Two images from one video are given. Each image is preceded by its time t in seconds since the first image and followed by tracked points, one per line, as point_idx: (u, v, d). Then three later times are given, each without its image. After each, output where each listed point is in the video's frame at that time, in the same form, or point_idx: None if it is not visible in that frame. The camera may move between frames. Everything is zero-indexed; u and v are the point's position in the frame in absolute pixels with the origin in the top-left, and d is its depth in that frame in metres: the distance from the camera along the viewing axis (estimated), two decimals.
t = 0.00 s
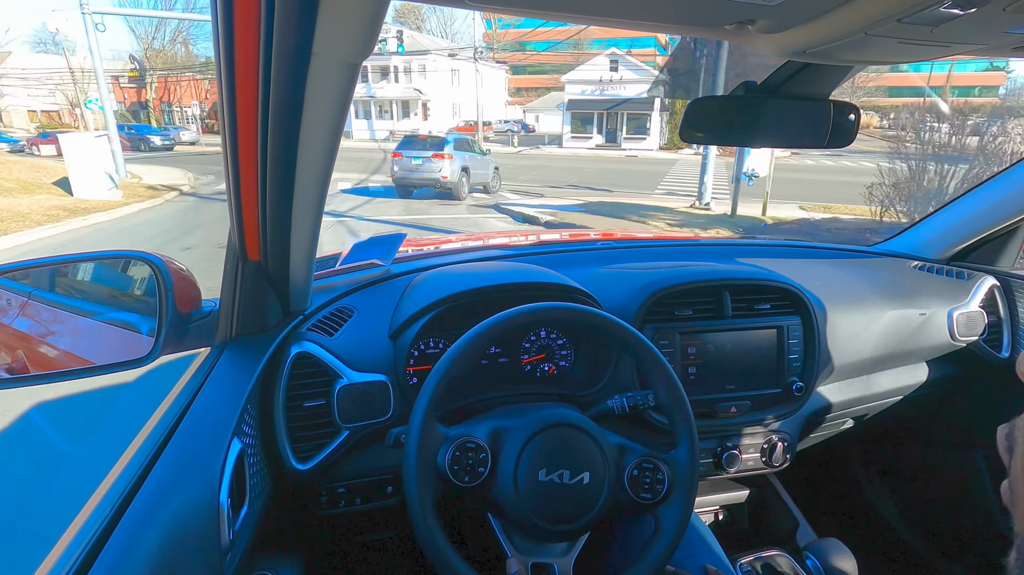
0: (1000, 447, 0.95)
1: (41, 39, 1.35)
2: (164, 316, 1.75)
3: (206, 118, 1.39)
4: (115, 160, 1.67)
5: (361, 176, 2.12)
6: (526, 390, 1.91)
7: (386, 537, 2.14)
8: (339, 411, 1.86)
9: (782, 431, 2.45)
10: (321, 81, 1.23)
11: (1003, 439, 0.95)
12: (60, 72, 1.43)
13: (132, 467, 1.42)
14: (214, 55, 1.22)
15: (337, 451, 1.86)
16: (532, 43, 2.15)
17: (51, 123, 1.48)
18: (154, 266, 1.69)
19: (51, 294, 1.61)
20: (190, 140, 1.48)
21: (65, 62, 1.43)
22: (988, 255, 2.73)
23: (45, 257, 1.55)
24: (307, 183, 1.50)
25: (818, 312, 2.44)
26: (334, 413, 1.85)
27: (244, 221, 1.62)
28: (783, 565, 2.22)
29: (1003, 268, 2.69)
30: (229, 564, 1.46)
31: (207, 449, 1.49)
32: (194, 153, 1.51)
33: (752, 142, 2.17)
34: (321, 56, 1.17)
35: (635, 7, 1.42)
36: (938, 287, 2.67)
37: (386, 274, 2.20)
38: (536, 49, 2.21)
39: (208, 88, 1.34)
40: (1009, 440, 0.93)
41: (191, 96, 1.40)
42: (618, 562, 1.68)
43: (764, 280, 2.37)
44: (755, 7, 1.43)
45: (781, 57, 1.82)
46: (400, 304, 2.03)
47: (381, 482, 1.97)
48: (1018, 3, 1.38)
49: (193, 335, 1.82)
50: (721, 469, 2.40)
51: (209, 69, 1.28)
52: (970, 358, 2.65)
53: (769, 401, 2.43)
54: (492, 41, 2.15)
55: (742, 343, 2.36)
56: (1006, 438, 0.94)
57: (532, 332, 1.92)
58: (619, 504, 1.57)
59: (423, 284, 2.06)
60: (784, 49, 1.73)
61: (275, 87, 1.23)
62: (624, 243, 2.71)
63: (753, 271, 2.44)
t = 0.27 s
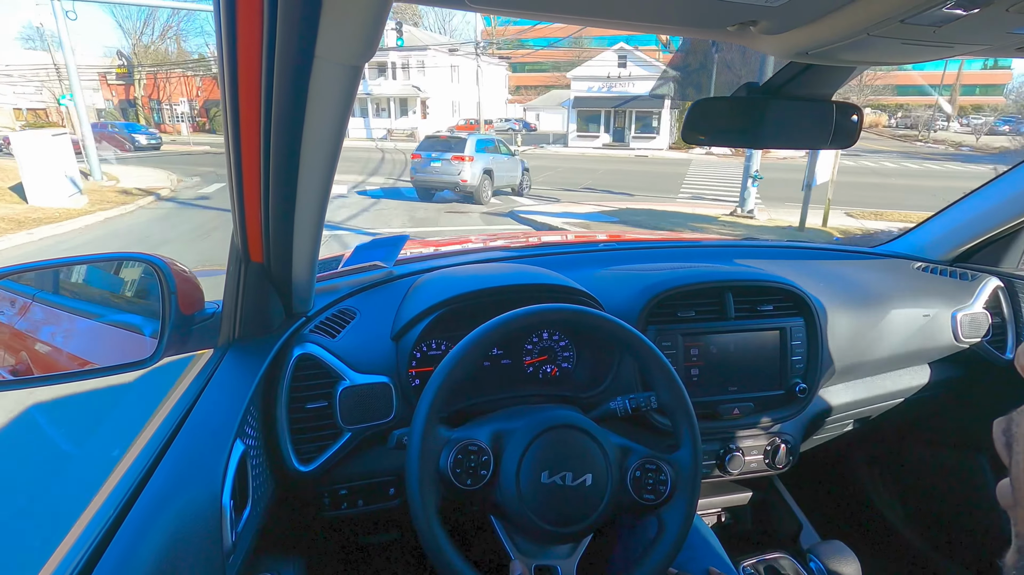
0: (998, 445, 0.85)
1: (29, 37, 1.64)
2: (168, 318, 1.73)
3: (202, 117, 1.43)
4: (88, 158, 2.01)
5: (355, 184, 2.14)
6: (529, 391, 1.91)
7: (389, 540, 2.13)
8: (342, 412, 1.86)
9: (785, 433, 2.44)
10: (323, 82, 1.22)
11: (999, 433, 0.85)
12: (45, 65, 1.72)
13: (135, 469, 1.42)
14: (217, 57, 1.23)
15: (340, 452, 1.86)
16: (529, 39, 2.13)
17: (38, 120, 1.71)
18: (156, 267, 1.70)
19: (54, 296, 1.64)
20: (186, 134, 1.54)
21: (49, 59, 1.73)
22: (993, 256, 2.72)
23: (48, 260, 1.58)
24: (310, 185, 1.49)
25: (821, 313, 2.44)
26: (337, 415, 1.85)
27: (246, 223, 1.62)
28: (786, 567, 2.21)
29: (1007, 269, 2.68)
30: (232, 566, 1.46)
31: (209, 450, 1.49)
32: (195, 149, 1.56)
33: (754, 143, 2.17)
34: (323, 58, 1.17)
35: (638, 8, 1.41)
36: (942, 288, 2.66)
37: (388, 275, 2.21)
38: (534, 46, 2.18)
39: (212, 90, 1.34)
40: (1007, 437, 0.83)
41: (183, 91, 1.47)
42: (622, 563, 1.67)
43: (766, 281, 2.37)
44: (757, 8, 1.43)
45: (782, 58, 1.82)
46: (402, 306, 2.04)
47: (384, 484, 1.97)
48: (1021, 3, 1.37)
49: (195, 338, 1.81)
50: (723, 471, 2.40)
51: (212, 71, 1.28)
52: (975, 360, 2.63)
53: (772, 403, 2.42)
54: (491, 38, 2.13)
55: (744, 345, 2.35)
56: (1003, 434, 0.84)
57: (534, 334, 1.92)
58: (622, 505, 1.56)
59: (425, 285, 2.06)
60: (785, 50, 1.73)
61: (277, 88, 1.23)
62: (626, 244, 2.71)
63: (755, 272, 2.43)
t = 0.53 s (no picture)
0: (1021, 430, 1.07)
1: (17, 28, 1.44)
2: (170, 318, 1.74)
3: (192, 114, 1.48)
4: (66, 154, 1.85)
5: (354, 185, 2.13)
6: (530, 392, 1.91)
7: (389, 540, 2.13)
8: (343, 413, 1.86)
9: (787, 435, 2.43)
10: (326, 82, 1.23)
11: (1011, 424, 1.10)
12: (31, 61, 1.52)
13: (136, 469, 1.42)
14: (220, 57, 1.23)
15: (341, 453, 1.86)
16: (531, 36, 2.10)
17: (24, 117, 1.33)
18: (160, 269, 1.71)
19: (56, 296, 1.62)
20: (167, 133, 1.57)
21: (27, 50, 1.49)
22: (998, 256, 2.73)
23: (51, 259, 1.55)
24: (312, 185, 1.50)
25: (823, 315, 2.43)
26: (338, 415, 1.85)
27: (249, 223, 1.62)
28: (787, 569, 2.21)
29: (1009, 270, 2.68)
30: (233, 566, 1.46)
31: (210, 451, 1.49)
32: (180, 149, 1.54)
33: (756, 145, 2.16)
34: (326, 59, 1.17)
35: (640, 8, 1.41)
36: (944, 289, 2.66)
37: (389, 276, 2.21)
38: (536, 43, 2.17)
39: (215, 90, 1.34)
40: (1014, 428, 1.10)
41: (168, 88, 1.51)
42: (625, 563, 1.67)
43: (768, 283, 2.36)
44: (759, 8, 1.43)
45: (785, 59, 1.81)
46: (404, 306, 2.04)
47: (385, 484, 1.97)
48: None
49: (197, 337, 1.81)
50: (725, 473, 2.40)
51: (215, 71, 1.28)
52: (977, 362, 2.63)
53: (773, 404, 2.42)
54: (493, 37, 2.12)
55: (746, 346, 2.35)
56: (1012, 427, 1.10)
57: (536, 335, 1.92)
58: (623, 504, 1.56)
59: (426, 286, 2.06)
60: (788, 51, 1.73)
61: (280, 88, 1.23)
62: (628, 246, 2.70)
63: (757, 274, 2.43)
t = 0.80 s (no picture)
0: None
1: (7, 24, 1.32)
2: (172, 318, 1.74)
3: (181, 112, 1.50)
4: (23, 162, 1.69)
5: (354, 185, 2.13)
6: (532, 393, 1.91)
7: (390, 541, 2.13)
8: (345, 413, 1.86)
9: (789, 434, 2.43)
10: (327, 83, 1.23)
11: None
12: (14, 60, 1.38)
13: (138, 471, 1.43)
14: (221, 58, 1.23)
15: (343, 453, 1.86)
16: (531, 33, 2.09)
17: None
18: (160, 269, 1.71)
19: (58, 296, 1.63)
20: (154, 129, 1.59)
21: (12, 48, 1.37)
22: (999, 256, 2.72)
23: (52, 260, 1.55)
24: (314, 185, 1.50)
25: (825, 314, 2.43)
26: (340, 415, 1.86)
27: (250, 223, 1.63)
28: (789, 568, 2.20)
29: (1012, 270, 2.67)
30: (235, 566, 1.46)
31: (212, 451, 1.49)
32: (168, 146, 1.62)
33: (757, 144, 2.16)
34: (327, 60, 1.17)
35: (643, 8, 1.41)
36: (946, 288, 2.65)
37: (390, 276, 2.21)
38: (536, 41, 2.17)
39: (216, 92, 1.34)
40: None
41: (155, 83, 1.54)
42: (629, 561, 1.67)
43: (770, 282, 2.36)
44: (760, 7, 1.42)
45: (787, 58, 1.81)
46: (405, 307, 2.04)
47: (387, 484, 1.97)
48: None
49: (199, 338, 1.82)
50: (726, 473, 2.40)
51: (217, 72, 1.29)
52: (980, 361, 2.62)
53: (775, 404, 2.42)
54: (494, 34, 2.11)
55: (748, 346, 2.35)
56: None
57: (537, 335, 1.92)
58: (626, 501, 1.56)
59: (427, 286, 2.06)
60: (789, 50, 1.73)
61: (281, 88, 1.24)
62: (629, 245, 2.70)
63: (758, 273, 2.43)
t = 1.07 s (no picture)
0: None
1: None
2: (174, 319, 1.74)
3: (171, 110, 1.69)
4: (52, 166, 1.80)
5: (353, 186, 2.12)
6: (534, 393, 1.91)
7: (391, 542, 2.13)
8: (346, 413, 1.86)
9: (791, 435, 2.43)
10: (328, 84, 1.23)
11: None
12: None
13: (140, 472, 1.43)
14: (224, 60, 1.23)
15: (344, 454, 1.86)
16: (531, 30, 2.07)
17: None
18: (160, 270, 1.72)
19: (60, 299, 1.64)
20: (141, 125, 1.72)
21: None
22: (1001, 257, 2.72)
23: (52, 262, 1.57)
24: (316, 186, 1.50)
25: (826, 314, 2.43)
26: (341, 416, 1.86)
27: (252, 223, 1.63)
28: (791, 569, 2.20)
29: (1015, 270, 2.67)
30: (237, 567, 1.47)
31: (213, 452, 1.49)
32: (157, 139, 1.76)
33: (759, 144, 2.16)
34: (328, 61, 1.17)
35: (644, 9, 1.41)
36: (949, 289, 2.65)
37: (392, 277, 2.21)
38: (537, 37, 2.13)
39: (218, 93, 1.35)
40: None
41: (140, 79, 1.65)
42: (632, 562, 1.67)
43: (772, 283, 2.35)
44: (761, 8, 1.42)
45: (788, 58, 1.80)
46: (406, 308, 2.04)
47: (388, 485, 1.97)
48: None
49: (201, 339, 1.81)
50: (728, 474, 2.40)
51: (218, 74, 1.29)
52: (983, 362, 2.62)
53: (776, 405, 2.41)
54: (493, 31, 2.09)
55: (749, 346, 2.35)
56: None
57: (538, 336, 1.92)
58: (627, 501, 1.57)
59: (429, 287, 2.06)
60: (790, 51, 1.73)
61: (282, 90, 1.24)
62: (630, 246, 2.70)
63: (760, 274, 2.43)
